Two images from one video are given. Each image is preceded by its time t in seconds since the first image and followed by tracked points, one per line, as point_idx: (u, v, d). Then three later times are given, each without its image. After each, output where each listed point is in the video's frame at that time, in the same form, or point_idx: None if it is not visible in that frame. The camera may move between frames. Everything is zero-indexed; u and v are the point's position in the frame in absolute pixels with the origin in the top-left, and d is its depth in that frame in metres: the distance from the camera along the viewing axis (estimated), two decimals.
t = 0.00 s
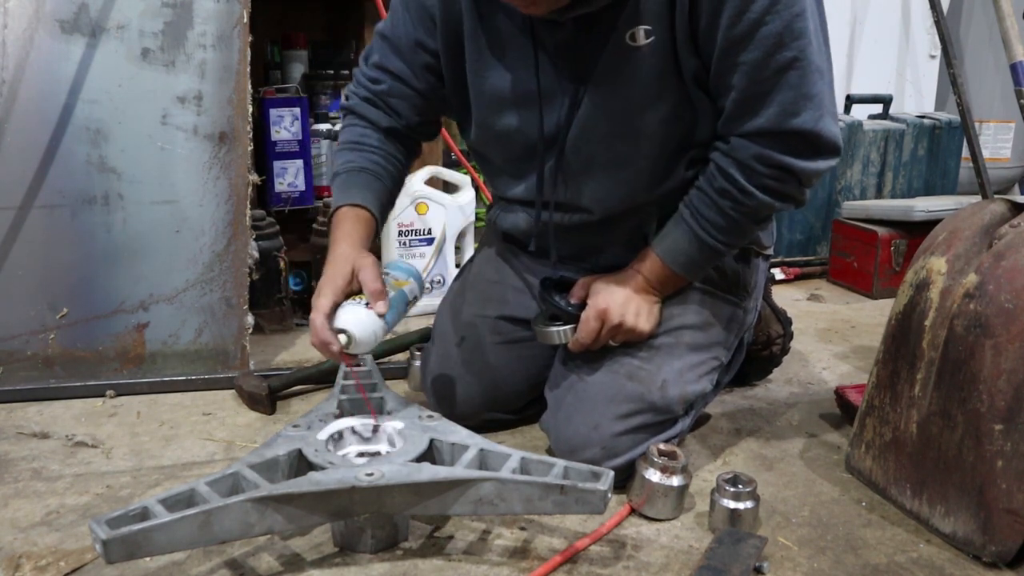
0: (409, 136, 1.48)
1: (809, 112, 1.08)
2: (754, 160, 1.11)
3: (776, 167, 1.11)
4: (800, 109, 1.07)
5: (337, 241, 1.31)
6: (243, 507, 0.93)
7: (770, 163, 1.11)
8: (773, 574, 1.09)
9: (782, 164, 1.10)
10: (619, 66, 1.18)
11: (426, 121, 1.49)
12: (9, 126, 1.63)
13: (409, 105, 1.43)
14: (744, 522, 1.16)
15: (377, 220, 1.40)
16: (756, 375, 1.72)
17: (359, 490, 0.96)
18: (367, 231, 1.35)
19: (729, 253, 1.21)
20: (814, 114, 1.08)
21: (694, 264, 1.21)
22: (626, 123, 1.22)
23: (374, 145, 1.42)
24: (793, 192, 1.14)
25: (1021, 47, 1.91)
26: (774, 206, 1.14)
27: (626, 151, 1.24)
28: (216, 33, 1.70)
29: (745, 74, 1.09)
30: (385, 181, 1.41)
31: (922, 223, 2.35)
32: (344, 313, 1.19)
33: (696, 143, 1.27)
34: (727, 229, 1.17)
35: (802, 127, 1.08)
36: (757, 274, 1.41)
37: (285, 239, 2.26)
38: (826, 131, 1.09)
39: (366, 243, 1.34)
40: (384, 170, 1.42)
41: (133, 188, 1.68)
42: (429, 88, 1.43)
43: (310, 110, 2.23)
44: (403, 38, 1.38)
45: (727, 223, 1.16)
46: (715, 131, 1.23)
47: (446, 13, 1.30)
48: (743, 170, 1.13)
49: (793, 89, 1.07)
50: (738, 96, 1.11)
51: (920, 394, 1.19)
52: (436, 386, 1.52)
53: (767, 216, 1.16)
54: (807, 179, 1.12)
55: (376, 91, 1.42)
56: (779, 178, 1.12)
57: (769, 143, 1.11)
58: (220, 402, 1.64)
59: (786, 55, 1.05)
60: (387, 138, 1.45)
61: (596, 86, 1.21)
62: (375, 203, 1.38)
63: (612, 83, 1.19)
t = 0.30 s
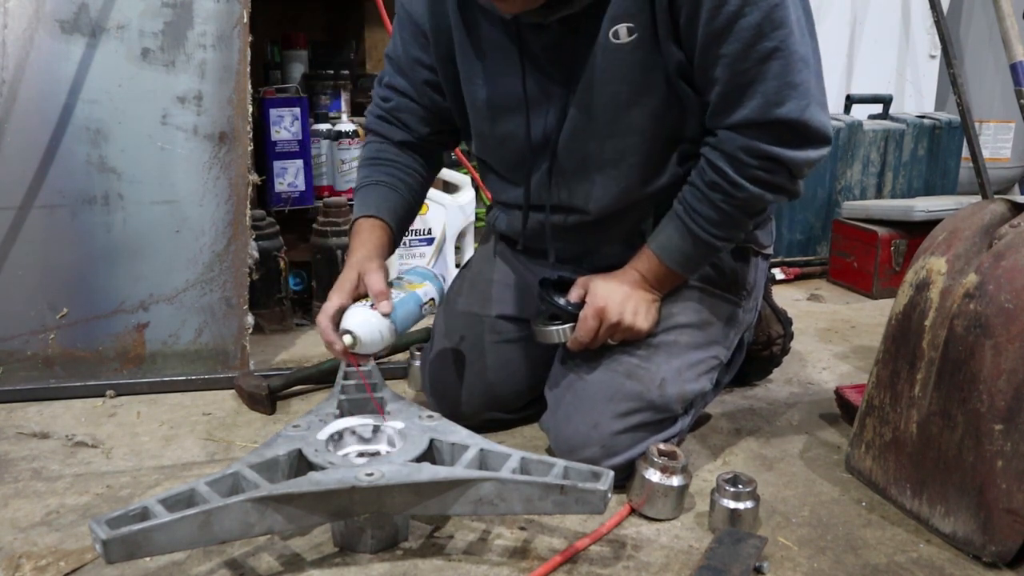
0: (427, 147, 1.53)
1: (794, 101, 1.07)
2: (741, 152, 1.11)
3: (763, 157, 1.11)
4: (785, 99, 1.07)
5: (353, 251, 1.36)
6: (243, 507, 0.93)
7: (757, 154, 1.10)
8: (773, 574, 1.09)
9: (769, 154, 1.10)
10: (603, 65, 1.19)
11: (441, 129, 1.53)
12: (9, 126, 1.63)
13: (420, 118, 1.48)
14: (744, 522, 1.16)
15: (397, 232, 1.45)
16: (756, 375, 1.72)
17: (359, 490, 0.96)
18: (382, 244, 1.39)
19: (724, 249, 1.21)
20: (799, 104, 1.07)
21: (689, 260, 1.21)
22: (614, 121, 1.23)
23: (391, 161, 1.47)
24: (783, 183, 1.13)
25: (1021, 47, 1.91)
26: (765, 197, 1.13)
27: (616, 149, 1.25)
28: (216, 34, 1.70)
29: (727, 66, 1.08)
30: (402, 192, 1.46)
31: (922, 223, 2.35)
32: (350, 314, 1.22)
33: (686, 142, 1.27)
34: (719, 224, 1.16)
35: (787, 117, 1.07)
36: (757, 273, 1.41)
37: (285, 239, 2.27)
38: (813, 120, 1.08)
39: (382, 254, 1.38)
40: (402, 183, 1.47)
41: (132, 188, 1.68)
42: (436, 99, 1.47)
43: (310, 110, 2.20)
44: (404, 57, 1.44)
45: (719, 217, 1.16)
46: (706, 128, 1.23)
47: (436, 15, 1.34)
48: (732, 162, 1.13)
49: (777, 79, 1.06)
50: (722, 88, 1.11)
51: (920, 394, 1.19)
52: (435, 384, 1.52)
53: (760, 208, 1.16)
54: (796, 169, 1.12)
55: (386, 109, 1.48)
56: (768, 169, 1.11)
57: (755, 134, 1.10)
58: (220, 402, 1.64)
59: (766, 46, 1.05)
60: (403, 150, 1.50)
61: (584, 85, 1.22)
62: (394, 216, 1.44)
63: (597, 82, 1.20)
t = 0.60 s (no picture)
0: (432, 151, 1.53)
1: (778, 91, 1.07)
2: (727, 144, 1.11)
3: (750, 149, 1.10)
4: (767, 90, 1.07)
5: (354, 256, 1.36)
6: (244, 508, 0.93)
7: (743, 146, 1.10)
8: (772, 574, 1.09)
9: (756, 145, 1.10)
10: (585, 62, 1.18)
11: (444, 132, 1.53)
12: (9, 125, 1.63)
13: (418, 120, 1.48)
14: (744, 522, 1.16)
15: (400, 235, 1.44)
16: (756, 375, 1.72)
17: (359, 491, 0.96)
18: (383, 252, 1.38)
19: (719, 244, 1.20)
20: (783, 94, 1.07)
21: (683, 255, 1.20)
22: (601, 117, 1.22)
23: (393, 165, 1.48)
24: (772, 174, 1.13)
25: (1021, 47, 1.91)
26: (755, 189, 1.13)
27: (604, 145, 1.24)
28: (216, 34, 1.70)
29: (708, 59, 1.08)
30: (405, 196, 1.46)
31: (922, 222, 2.36)
32: (349, 315, 1.23)
33: (681, 139, 1.27)
34: (711, 218, 1.16)
35: (770, 107, 1.07)
36: (754, 270, 1.40)
37: (285, 239, 2.28)
38: (798, 109, 1.08)
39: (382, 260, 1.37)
40: (403, 186, 1.47)
41: (133, 188, 1.68)
42: (432, 102, 1.47)
43: (310, 110, 2.19)
44: (401, 60, 1.45)
45: (711, 211, 1.15)
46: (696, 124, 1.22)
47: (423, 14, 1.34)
48: (719, 155, 1.12)
49: (757, 69, 1.06)
50: (705, 81, 1.11)
51: (920, 394, 1.19)
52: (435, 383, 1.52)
53: (751, 201, 1.15)
54: (784, 159, 1.12)
55: (387, 115, 1.50)
56: (756, 161, 1.11)
57: (741, 126, 1.10)
58: (219, 402, 1.64)
59: (747, 37, 1.05)
60: (406, 155, 1.50)
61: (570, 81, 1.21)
62: (395, 218, 1.43)
63: (580, 78, 1.19)
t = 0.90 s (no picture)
0: (431, 164, 1.54)
1: (766, 82, 1.07)
2: (718, 137, 1.11)
3: (740, 141, 1.10)
4: (755, 81, 1.07)
5: (360, 257, 1.37)
6: (244, 507, 0.93)
7: (734, 137, 1.10)
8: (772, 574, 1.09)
9: (746, 137, 1.10)
10: (574, 58, 1.19)
11: (444, 144, 1.53)
12: (9, 125, 1.63)
13: (420, 131, 1.49)
14: (744, 522, 1.16)
15: (402, 246, 1.44)
16: (756, 375, 1.72)
17: (359, 491, 0.96)
18: (387, 262, 1.39)
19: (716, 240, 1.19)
20: (771, 84, 1.07)
21: (680, 252, 1.19)
22: (593, 113, 1.22)
23: (395, 177, 1.48)
24: (765, 165, 1.13)
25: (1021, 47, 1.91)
26: (748, 181, 1.13)
27: (597, 142, 1.24)
28: (216, 34, 1.70)
29: (695, 51, 1.09)
30: (410, 207, 1.47)
31: (922, 222, 2.36)
32: (348, 309, 1.23)
33: (677, 137, 1.26)
34: (706, 213, 1.15)
35: (759, 97, 1.07)
36: (755, 269, 1.38)
37: (285, 239, 2.28)
38: (788, 99, 1.08)
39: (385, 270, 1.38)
40: (406, 198, 1.47)
41: (133, 188, 1.68)
42: (434, 109, 1.48)
43: (309, 110, 2.19)
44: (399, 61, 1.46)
45: (706, 206, 1.15)
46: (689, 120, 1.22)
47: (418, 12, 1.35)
48: (711, 149, 1.12)
49: (744, 60, 1.07)
50: (693, 73, 1.11)
51: (920, 394, 1.19)
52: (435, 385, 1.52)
53: (746, 194, 1.15)
54: (775, 150, 1.11)
55: (388, 127, 1.50)
56: (747, 153, 1.11)
57: (731, 119, 1.11)
58: (220, 402, 1.64)
59: (732, 28, 1.06)
60: (408, 167, 1.51)
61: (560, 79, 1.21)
62: (397, 229, 1.43)
63: (570, 75, 1.19)
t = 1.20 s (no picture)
0: (444, 171, 1.54)
1: (760, 80, 1.06)
2: (713, 136, 1.11)
3: (736, 139, 1.10)
4: (749, 79, 1.07)
5: (378, 267, 1.36)
6: (244, 507, 0.93)
7: (729, 136, 1.10)
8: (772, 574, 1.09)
9: (741, 135, 1.09)
10: (568, 58, 1.19)
11: (455, 148, 1.53)
12: (9, 124, 1.63)
13: (431, 138, 1.49)
14: (744, 522, 1.16)
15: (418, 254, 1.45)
16: (756, 376, 1.72)
17: (359, 490, 0.96)
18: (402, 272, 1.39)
19: (714, 238, 1.19)
20: (766, 82, 1.06)
21: (677, 250, 1.19)
22: (589, 113, 1.22)
23: (409, 186, 1.48)
24: (761, 163, 1.12)
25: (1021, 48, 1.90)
26: (744, 179, 1.13)
27: (593, 141, 1.24)
28: (216, 33, 1.70)
29: (690, 51, 1.09)
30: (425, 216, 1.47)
31: (922, 223, 2.36)
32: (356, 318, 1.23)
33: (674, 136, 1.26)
34: (702, 211, 1.15)
35: (752, 95, 1.07)
36: (754, 269, 1.38)
37: (285, 239, 2.27)
38: (782, 97, 1.07)
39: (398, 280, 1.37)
40: (421, 207, 1.47)
41: (133, 187, 1.68)
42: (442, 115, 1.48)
43: (309, 110, 2.19)
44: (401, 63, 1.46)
45: (701, 204, 1.15)
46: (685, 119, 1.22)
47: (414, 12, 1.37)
48: (706, 147, 1.12)
49: (737, 57, 1.06)
50: (688, 72, 1.11)
51: (920, 394, 1.19)
52: (435, 385, 1.52)
53: (742, 192, 1.15)
54: (772, 148, 1.11)
55: (399, 135, 1.50)
56: (743, 151, 1.11)
57: (726, 117, 1.10)
58: (220, 401, 1.64)
59: (725, 26, 1.05)
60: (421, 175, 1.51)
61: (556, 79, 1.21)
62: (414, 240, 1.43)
63: (564, 75, 1.20)
